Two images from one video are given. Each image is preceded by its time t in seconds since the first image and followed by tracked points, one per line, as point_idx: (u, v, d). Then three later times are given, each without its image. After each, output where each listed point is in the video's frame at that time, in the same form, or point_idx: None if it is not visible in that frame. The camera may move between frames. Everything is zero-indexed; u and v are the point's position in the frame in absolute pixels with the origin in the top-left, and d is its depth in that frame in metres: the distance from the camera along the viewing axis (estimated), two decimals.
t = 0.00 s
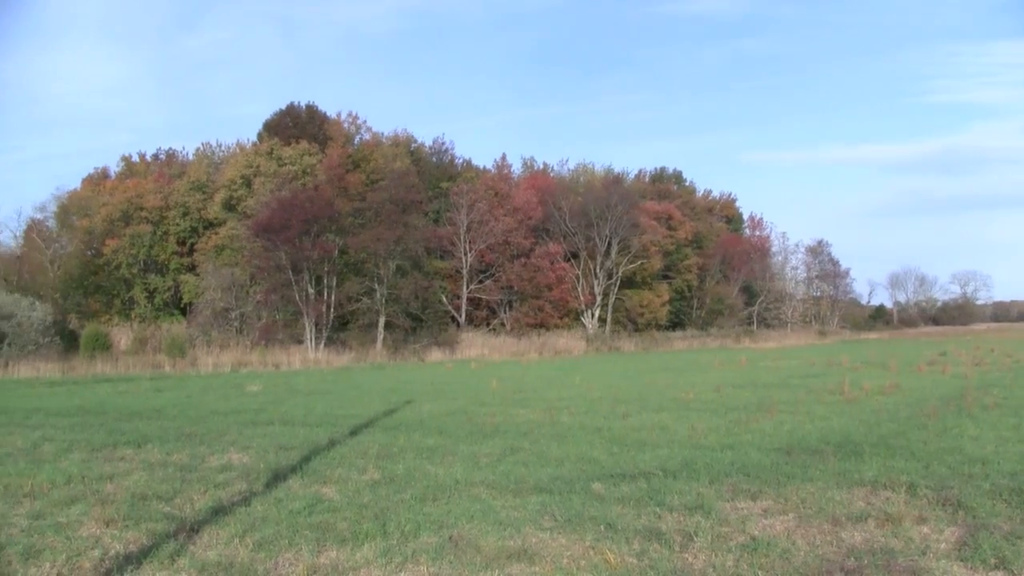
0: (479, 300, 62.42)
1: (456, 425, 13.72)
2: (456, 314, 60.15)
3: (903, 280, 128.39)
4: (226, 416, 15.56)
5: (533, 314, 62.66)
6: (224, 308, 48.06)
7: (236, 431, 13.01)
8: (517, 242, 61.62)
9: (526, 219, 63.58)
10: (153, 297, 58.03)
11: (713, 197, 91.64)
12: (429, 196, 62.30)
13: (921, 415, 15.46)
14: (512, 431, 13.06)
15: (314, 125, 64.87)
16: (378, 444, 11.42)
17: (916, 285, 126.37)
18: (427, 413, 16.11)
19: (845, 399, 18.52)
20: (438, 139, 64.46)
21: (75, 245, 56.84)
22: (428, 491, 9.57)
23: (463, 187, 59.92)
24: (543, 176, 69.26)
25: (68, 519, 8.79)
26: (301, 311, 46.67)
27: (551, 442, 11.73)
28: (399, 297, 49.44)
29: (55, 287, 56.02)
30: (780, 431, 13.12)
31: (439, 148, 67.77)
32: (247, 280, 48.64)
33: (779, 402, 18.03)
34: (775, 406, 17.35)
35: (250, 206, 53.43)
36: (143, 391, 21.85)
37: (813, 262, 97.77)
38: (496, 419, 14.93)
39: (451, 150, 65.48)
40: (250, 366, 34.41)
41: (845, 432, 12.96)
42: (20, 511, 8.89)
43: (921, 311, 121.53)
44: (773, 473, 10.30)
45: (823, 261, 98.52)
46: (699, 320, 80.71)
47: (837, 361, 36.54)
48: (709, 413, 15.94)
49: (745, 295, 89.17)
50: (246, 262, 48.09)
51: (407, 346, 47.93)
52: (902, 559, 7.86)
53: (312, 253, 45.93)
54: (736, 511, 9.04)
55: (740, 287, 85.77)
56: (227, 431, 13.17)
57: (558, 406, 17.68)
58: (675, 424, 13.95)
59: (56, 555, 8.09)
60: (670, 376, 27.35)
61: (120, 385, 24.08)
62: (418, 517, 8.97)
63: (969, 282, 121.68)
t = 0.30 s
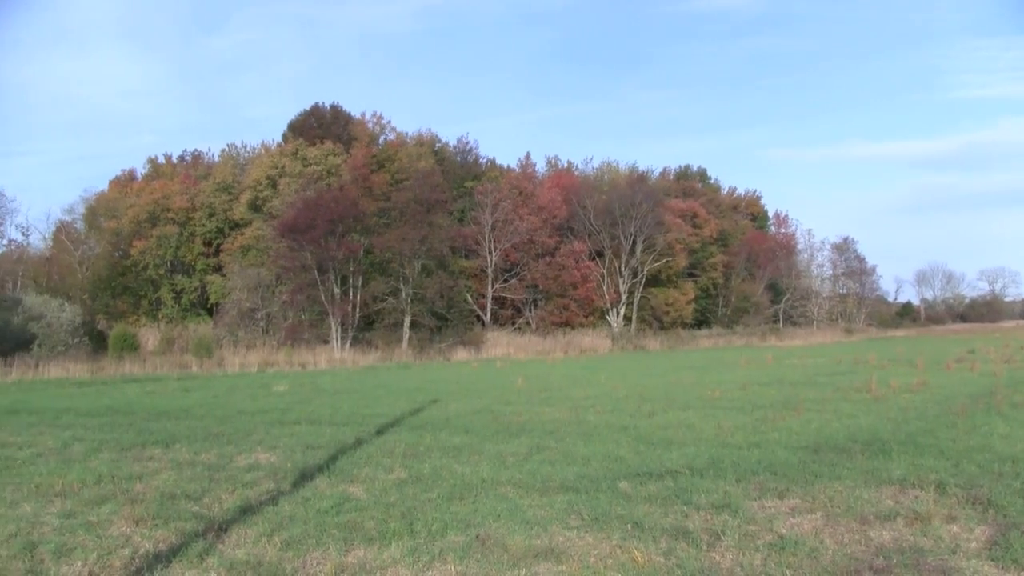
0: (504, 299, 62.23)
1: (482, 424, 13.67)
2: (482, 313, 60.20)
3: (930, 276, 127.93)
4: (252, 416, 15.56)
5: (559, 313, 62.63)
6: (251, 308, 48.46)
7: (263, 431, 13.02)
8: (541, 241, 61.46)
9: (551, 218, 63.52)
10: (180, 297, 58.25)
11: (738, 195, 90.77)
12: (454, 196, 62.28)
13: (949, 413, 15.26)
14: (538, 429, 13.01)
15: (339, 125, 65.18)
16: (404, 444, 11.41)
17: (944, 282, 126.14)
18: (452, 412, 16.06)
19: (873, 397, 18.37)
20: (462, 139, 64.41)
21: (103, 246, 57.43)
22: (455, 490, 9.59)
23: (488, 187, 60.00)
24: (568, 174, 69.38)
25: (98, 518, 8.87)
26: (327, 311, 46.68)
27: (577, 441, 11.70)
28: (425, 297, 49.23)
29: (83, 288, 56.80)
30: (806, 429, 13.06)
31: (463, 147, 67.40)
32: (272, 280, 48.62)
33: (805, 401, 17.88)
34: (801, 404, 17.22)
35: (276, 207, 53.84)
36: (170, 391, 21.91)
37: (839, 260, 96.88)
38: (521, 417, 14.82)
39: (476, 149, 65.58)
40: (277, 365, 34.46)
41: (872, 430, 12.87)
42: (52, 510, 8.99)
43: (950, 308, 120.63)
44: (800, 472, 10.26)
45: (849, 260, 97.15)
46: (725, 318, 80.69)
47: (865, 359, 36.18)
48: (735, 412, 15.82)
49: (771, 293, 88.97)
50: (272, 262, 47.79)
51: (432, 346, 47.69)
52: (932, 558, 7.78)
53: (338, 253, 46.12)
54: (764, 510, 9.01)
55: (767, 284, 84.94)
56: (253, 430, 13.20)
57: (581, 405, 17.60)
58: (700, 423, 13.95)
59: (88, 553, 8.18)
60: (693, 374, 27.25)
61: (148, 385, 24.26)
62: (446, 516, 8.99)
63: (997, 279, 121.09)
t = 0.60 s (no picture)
0: (537, 299, 62.25)
1: (516, 425, 13.67)
2: (514, 313, 60.13)
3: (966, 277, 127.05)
4: (286, 415, 15.61)
5: (592, 313, 62.58)
6: (284, 308, 49.02)
7: (296, 431, 13.07)
8: (574, 240, 61.10)
9: (584, 217, 62.85)
10: (214, 298, 58.70)
11: (770, 194, 89.89)
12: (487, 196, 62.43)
13: (984, 414, 15.12)
14: (571, 430, 13.02)
15: (371, 126, 65.17)
16: (437, 443, 11.43)
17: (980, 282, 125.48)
18: (486, 412, 16.09)
19: (908, 398, 18.24)
20: (496, 140, 64.96)
21: (137, 247, 57.75)
22: (488, 489, 9.60)
23: (520, 187, 59.86)
24: (600, 174, 69.26)
25: (133, 516, 8.94)
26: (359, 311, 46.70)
27: (610, 441, 11.68)
28: (457, 298, 50.26)
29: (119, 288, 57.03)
30: (841, 429, 13.04)
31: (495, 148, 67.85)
32: (306, 280, 49.46)
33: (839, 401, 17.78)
34: (835, 404, 17.15)
35: (308, 207, 53.98)
36: (205, 391, 22.03)
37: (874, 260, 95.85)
38: (553, 418, 14.82)
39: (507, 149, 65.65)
40: (309, 365, 34.69)
41: (907, 431, 12.79)
42: (88, 508, 9.08)
43: (987, 309, 119.27)
44: (834, 473, 10.22)
45: (884, 258, 96.14)
46: (759, 317, 79.93)
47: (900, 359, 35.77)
48: (768, 413, 15.75)
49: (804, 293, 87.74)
50: (305, 262, 48.08)
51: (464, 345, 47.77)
52: (970, 561, 7.71)
53: (371, 253, 45.90)
54: (798, 511, 8.97)
55: (800, 284, 84.19)
56: (287, 429, 13.28)
57: (615, 404, 17.58)
58: (735, 423, 14.00)
59: (124, 550, 8.26)
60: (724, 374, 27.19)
61: (183, 385, 24.49)
62: (478, 515, 9.00)
63: None
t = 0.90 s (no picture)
0: (573, 299, 62.22)
1: (554, 425, 13.66)
2: (551, 313, 60.28)
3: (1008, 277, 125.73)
4: (325, 415, 15.68)
5: (629, 313, 62.29)
6: (321, 309, 48.94)
7: (334, 431, 13.13)
8: (611, 240, 60.97)
9: (621, 218, 62.71)
10: (252, 298, 58.81)
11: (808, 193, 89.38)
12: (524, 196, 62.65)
13: None
14: (609, 430, 13.00)
15: (408, 127, 65.55)
16: (475, 443, 11.44)
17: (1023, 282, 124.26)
18: (524, 412, 16.10)
19: (948, 398, 18.09)
20: (532, 140, 65.14)
21: (177, 249, 58.61)
22: (526, 489, 9.60)
23: (556, 187, 59.83)
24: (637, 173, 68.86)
25: (174, 515, 9.01)
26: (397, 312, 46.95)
27: (647, 442, 11.64)
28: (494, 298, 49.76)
29: (159, 290, 58.02)
30: (880, 430, 12.98)
31: (531, 148, 68.04)
32: (344, 281, 49.50)
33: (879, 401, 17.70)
34: (874, 405, 17.06)
35: (346, 208, 53.99)
36: (243, 391, 22.19)
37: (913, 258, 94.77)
38: (591, 418, 14.79)
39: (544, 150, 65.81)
40: (347, 365, 35.04)
41: (947, 433, 12.71)
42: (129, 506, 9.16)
43: None
44: (874, 473, 10.16)
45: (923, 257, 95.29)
46: (796, 317, 79.57)
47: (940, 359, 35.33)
48: (806, 413, 15.67)
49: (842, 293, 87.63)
50: (342, 263, 48.23)
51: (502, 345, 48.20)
52: (1014, 564, 7.64)
53: (407, 253, 46.10)
54: (837, 512, 8.94)
55: (838, 283, 83.71)
56: (325, 429, 13.35)
57: (652, 405, 17.56)
58: (772, 423, 13.95)
59: (165, 550, 8.33)
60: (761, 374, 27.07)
61: (221, 385, 24.74)
62: (516, 515, 9.02)
63: None
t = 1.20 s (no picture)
0: (612, 298, 61.95)
1: (594, 424, 13.65)
2: (590, 311, 60.03)
3: None
4: (364, 414, 15.74)
5: (668, 311, 61.95)
6: (361, 308, 48.60)
7: (374, 428, 13.21)
8: (650, 239, 60.76)
9: (660, 216, 62.54)
10: (292, 297, 58.45)
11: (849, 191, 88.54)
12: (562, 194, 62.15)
13: None
14: (648, 429, 12.99)
15: (446, 126, 65.48)
16: (514, 442, 11.42)
17: None
18: (563, 411, 16.11)
19: (991, 399, 17.89)
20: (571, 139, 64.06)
21: (218, 248, 59.71)
22: (565, 488, 9.60)
23: (596, 184, 59.64)
24: (677, 171, 68.56)
25: (214, 512, 9.07)
26: (436, 310, 47.11)
27: (687, 441, 11.59)
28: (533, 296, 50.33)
29: (200, 288, 59.96)
30: (922, 431, 12.90)
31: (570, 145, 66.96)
32: (382, 280, 48.83)
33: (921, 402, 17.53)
34: (916, 405, 16.92)
35: (385, 206, 54.03)
36: (281, 389, 22.30)
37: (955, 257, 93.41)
38: (630, 417, 14.78)
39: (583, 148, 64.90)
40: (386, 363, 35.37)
41: (991, 433, 12.62)
42: (171, 503, 9.24)
43: None
44: (916, 474, 10.10)
45: (966, 255, 93.89)
46: (836, 316, 78.74)
47: (982, 360, 34.75)
48: (848, 413, 15.55)
49: (884, 292, 86.97)
50: (381, 262, 48.35)
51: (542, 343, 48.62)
52: None
53: (446, 253, 46.28)
54: (878, 513, 8.89)
55: (879, 282, 83.05)
56: (364, 427, 13.42)
57: (692, 404, 17.49)
58: (814, 423, 13.90)
59: (206, 546, 8.41)
60: (800, 374, 26.85)
61: (260, 382, 24.88)
62: (555, 514, 9.03)
63: None
